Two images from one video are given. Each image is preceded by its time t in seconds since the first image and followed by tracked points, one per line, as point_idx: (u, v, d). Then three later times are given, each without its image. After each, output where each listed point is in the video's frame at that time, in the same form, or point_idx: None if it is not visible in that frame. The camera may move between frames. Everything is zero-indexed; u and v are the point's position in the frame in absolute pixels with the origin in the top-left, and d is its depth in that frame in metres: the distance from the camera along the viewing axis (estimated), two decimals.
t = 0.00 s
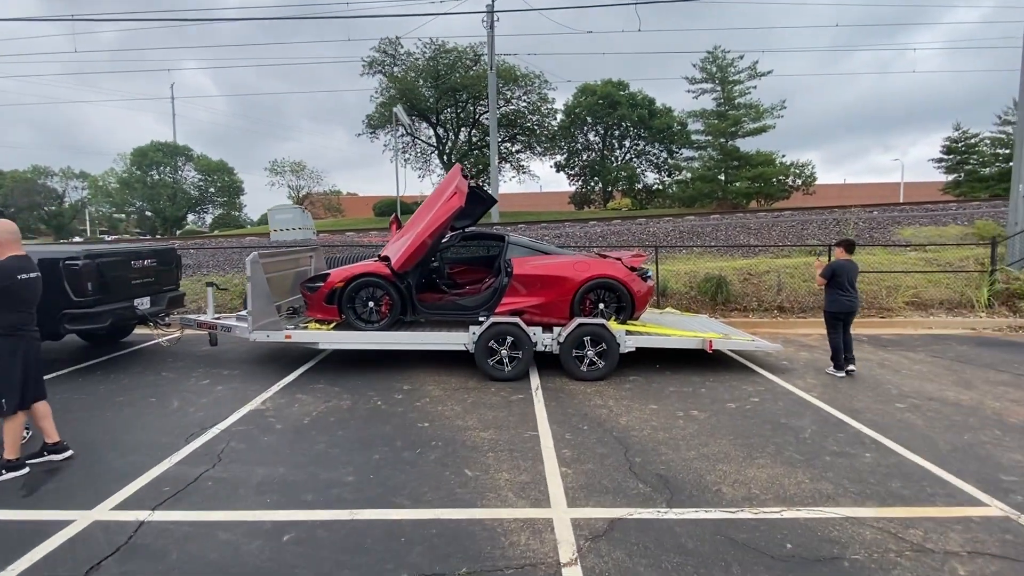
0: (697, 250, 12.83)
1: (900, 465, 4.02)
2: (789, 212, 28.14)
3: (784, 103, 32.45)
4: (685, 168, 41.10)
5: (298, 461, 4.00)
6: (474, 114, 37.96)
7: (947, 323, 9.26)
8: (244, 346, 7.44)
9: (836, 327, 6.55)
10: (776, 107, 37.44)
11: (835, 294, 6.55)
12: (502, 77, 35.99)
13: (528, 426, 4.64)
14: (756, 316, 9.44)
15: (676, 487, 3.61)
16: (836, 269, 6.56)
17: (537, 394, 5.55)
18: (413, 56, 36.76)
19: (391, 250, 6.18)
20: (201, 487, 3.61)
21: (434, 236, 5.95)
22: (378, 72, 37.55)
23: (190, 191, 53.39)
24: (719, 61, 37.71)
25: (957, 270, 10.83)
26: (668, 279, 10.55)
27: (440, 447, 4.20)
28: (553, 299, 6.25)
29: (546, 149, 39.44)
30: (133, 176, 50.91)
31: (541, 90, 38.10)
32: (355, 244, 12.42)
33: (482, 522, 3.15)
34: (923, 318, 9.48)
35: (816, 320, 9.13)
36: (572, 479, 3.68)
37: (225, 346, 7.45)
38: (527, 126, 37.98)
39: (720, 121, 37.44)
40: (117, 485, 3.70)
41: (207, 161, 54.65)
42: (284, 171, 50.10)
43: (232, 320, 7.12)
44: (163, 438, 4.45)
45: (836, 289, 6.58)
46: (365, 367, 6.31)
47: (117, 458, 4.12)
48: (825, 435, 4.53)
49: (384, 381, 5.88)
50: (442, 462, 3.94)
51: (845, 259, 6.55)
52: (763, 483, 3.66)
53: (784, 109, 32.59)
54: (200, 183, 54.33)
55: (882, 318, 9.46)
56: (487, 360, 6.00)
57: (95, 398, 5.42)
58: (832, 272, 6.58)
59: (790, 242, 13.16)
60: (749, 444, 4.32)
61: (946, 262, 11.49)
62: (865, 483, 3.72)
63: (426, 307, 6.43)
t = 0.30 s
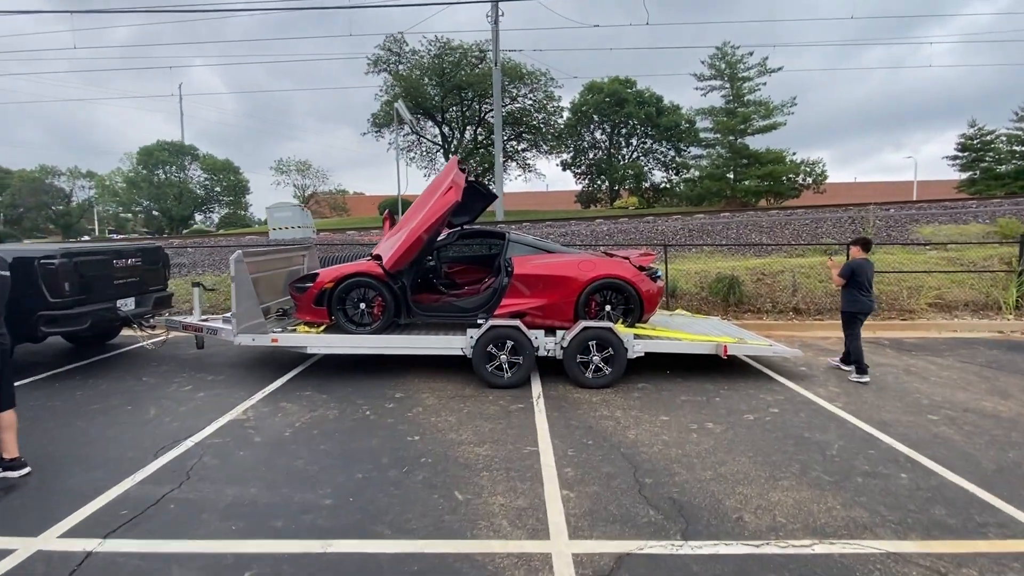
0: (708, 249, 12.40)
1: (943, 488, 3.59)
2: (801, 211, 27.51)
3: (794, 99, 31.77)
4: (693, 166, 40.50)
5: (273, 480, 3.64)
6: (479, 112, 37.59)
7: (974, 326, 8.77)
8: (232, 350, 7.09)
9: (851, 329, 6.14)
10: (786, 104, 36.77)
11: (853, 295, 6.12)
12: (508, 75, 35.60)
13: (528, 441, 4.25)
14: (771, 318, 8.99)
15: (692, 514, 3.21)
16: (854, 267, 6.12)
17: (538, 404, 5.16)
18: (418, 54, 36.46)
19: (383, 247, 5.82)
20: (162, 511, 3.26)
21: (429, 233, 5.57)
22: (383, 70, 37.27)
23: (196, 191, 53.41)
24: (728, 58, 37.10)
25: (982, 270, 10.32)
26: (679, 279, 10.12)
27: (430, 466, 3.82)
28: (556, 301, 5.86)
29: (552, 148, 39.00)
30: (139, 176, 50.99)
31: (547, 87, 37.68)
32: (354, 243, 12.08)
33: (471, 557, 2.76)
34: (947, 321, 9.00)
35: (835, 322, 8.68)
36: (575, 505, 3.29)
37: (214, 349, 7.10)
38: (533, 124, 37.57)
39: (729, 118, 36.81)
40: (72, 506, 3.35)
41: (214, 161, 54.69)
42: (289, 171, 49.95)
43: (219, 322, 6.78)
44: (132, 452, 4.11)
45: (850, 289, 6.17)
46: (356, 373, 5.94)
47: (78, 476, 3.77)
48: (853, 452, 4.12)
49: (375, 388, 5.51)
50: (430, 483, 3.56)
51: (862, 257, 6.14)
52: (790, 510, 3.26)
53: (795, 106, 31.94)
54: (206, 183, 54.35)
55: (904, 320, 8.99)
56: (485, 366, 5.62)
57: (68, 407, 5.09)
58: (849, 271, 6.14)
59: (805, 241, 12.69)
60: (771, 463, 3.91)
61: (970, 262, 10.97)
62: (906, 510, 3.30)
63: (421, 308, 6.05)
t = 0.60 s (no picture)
0: (721, 246, 11.93)
1: (994, 522, 3.17)
2: (816, 206, 26.78)
3: (810, 91, 30.95)
4: (705, 160, 39.77)
5: (243, 505, 3.29)
6: (487, 106, 37.11)
7: (1006, 329, 8.26)
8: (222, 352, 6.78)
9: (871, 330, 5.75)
10: (801, 96, 35.87)
11: (880, 294, 5.67)
12: (517, 67, 35.04)
13: (526, 459, 3.87)
14: (788, 319, 8.54)
15: (709, 552, 2.82)
16: (882, 265, 5.64)
17: (540, 415, 4.78)
18: (425, 46, 36.02)
19: (375, 246, 5.45)
20: (114, 543, 2.92)
21: (424, 229, 5.19)
22: (390, 63, 36.84)
23: (205, 186, 53.50)
24: (742, 49, 36.30)
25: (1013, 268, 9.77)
26: (691, 277, 9.68)
27: (417, 489, 3.46)
28: (560, 303, 5.47)
29: (561, 142, 38.44)
30: (149, 171, 51.13)
31: (556, 80, 37.10)
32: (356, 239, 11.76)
33: None
34: (977, 322, 8.50)
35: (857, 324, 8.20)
36: (576, 540, 2.91)
37: (202, 351, 6.80)
38: (541, 118, 37.04)
39: (743, 110, 36.01)
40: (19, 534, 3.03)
41: (222, 155, 54.73)
42: (297, 165, 49.81)
43: (207, 323, 6.47)
44: (97, 469, 3.79)
45: (873, 286, 5.72)
46: (347, 379, 5.59)
47: (33, 497, 3.45)
48: (889, 476, 3.70)
49: (366, 397, 5.16)
50: (415, 511, 3.20)
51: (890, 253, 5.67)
52: (821, 549, 2.86)
53: (810, 98, 31.10)
54: (215, 178, 54.41)
55: (931, 322, 8.50)
56: (483, 373, 5.24)
57: (40, 415, 4.80)
58: (878, 268, 5.65)
59: (823, 237, 12.17)
60: (796, 488, 3.50)
61: (999, 260, 10.41)
62: (956, 550, 2.88)
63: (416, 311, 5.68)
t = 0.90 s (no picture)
0: (739, 242, 11.45)
1: None
2: (836, 201, 25.96)
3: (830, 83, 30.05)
4: (720, 155, 38.97)
5: (207, 528, 2.97)
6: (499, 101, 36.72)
7: None
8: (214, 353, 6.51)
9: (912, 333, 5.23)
10: (820, 88, 35.02)
11: (925, 293, 5.16)
12: (528, 62, 34.60)
13: (524, 477, 3.51)
14: (811, 319, 8.05)
15: None
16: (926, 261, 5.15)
17: (542, 425, 4.41)
18: (436, 41, 35.73)
19: (368, 241, 5.11)
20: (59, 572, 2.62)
21: (417, 223, 4.84)
22: (401, 59, 36.62)
23: (219, 183, 53.84)
24: (759, 41, 35.45)
25: None
26: (707, 275, 9.22)
27: (401, 511, 3.11)
28: (565, 303, 5.09)
29: (574, 137, 37.92)
30: (164, 169, 51.58)
31: (568, 74, 36.60)
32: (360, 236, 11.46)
33: None
34: (1016, 323, 7.94)
35: (885, 325, 7.70)
36: None
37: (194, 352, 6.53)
38: (554, 113, 36.55)
39: (759, 104, 35.15)
40: None
41: (236, 153, 55.05)
42: (310, 163, 49.87)
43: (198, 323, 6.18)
44: (58, 484, 3.50)
45: (916, 285, 5.20)
46: (339, 384, 5.27)
47: None
48: (933, 500, 3.27)
49: (357, 403, 4.83)
50: (396, 538, 2.85)
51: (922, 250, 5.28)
52: None
53: (830, 90, 30.19)
54: (229, 175, 54.75)
55: (965, 323, 7.96)
56: (483, 378, 4.88)
57: (15, 420, 4.55)
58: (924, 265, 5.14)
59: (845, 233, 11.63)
60: (828, 515, 3.10)
61: None
62: None
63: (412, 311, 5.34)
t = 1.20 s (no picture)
0: (759, 239, 10.94)
1: None
2: (860, 195, 25.04)
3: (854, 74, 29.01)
4: (739, 149, 38.04)
5: (168, 562, 2.69)
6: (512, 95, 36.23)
7: None
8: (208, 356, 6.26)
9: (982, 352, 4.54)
10: (843, 79, 34.01)
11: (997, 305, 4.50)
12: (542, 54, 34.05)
13: (523, 504, 3.16)
14: (838, 322, 7.57)
15: None
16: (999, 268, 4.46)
17: (546, 440, 4.06)
18: (449, 35, 35.34)
19: (361, 240, 4.78)
20: None
21: (412, 221, 4.50)
22: (414, 53, 36.30)
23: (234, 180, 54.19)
24: (780, 31, 34.44)
25: None
26: (726, 274, 8.76)
27: (383, 544, 2.79)
28: (574, 307, 4.72)
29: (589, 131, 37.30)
30: (181, 165, 52.02)
31: (583, 67, 35.96)
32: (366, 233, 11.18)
33: None
34: None
35: (919, 329, 7.19)
36: None
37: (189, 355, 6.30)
38: (568, 107, 35.97)
39: (780, 95, 34.16)
40: None
41: (252, 150, 55.34)
42: (324, 159, 49.89)
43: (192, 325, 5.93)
44: (20, 505, 3.23)
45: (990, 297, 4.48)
46: (333, 392, 4.98)
47: None
48: (991, 540, 2.85)
49: (349, 414, 4.53)
50: None
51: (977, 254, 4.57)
52: None
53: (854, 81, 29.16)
54: (245, 172, 55.07)
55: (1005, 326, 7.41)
56: (483, 388, 4.55)
57: None
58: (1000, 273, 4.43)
59: (872, 229, 11.05)
60: (868, 557, 2.70)
61: None
62: None
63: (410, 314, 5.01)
